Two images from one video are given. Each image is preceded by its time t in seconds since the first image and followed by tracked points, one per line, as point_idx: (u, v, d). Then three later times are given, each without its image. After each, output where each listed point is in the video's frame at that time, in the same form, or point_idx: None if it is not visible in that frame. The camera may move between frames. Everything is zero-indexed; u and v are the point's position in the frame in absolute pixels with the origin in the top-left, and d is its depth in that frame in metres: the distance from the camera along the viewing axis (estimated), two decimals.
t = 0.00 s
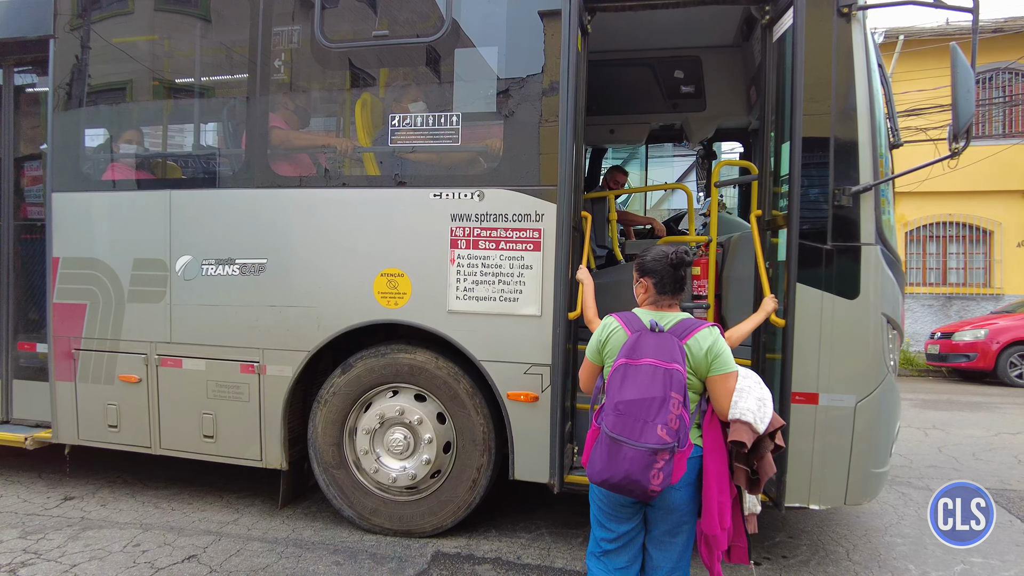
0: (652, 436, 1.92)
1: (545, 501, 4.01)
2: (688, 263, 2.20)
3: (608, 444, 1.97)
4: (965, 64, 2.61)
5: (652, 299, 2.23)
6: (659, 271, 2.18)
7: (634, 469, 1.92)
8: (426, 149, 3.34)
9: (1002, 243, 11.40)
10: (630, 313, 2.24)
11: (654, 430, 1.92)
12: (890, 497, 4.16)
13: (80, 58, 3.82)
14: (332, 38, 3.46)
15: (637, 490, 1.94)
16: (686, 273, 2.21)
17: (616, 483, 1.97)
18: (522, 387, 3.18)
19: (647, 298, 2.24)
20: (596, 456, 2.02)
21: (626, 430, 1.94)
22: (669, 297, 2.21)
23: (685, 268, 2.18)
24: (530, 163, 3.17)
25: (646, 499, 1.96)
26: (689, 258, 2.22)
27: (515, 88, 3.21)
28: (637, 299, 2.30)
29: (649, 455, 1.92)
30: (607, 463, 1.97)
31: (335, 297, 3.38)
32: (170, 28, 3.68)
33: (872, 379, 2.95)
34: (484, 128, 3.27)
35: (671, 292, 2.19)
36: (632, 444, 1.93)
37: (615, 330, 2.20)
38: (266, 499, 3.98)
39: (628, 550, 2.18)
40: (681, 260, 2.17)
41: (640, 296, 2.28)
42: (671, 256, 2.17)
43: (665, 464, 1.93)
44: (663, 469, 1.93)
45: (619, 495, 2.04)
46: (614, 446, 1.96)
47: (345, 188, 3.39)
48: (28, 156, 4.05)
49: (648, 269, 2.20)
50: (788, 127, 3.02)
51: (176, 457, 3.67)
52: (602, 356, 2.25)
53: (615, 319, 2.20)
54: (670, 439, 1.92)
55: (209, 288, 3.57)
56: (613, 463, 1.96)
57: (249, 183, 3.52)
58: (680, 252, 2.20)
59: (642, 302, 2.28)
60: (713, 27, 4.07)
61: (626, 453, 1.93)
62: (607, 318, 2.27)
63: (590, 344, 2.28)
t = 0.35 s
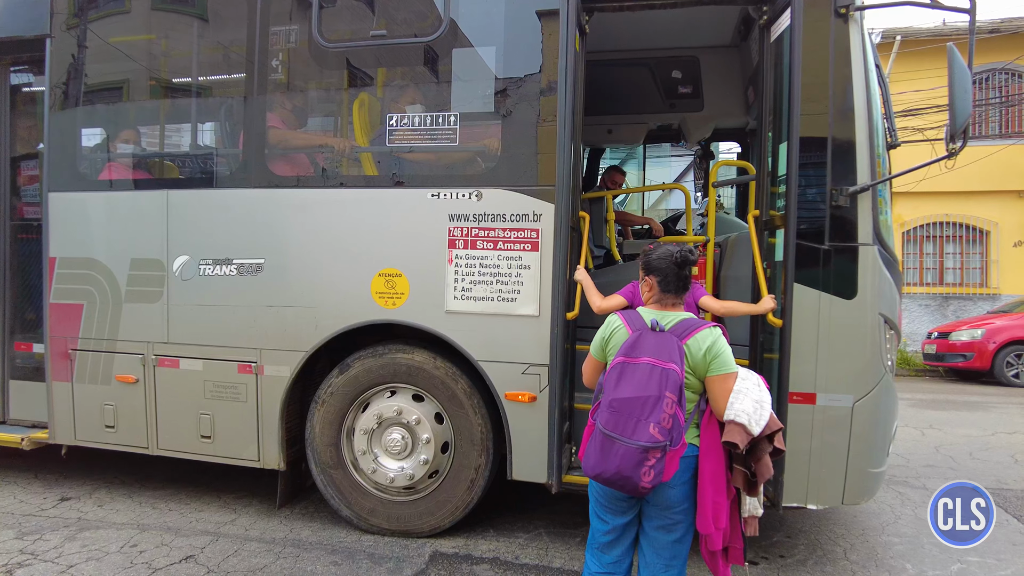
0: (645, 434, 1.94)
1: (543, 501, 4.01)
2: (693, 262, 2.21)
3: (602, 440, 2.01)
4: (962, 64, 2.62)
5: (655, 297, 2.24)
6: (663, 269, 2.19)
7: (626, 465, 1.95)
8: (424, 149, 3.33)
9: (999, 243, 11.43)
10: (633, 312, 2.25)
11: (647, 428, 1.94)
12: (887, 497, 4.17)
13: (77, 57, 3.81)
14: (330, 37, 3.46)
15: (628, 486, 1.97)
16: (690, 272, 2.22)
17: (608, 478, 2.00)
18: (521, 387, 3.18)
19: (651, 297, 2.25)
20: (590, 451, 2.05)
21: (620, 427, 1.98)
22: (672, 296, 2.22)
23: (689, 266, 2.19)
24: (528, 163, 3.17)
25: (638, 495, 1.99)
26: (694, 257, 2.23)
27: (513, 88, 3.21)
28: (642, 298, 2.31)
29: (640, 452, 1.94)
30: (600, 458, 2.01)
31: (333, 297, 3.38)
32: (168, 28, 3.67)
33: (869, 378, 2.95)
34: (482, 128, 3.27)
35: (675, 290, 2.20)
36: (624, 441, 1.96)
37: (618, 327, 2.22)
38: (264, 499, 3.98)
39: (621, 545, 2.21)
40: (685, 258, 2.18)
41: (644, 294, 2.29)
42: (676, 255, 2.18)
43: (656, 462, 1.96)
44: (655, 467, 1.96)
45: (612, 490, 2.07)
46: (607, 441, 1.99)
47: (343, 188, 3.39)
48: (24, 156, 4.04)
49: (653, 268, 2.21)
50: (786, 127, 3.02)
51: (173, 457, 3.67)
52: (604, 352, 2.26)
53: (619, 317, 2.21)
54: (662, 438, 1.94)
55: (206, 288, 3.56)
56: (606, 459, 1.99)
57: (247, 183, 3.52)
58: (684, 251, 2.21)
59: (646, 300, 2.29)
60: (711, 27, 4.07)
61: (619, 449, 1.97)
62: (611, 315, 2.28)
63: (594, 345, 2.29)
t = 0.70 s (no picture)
0: (642, 432, 1.95)
1: (541, 501, 4.01)
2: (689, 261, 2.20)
3: (600, 438, 2.02)
4: (958, 64, 2.62)
5: (653, 297, 2.24)
6: (660, 269, 2.18)
7: (623, 463, 1.96)
8: (422, 149, 3.33)
9: (996, 243, 11.46)
10: (633, 310, 2.25)
11: (644, 427, 1.95)
12: (885, 496, 4.17)
13: (74, 57, 3.81)
14: (327, 37, 3.46)
15: (627, 484, 1.98)
16: (687, 272, 2.21)
17: (606, 476, 2.01)
18: (519, 387, 3.18)
19: (649, 297, 2.25)
20: (589, 449, 2.07)
21: (617, 425, 1.98)
22: (670, 296, 2.22)
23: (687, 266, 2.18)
24: (526, 163, 3.17)
25: (636, 493, 2.00)
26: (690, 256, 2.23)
27: (511, 88, 3.21)
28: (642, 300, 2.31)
29: (637, 451, 1.95)
30: (598, 456, 2.02)
31: (330, 297, 3.38)
32: (165, 27, 3.67)
33: (867, 378, 2.95)
34: (480, 128, 3.27)
35: (672, 290, 2.20)
36: (622, 439, 1.97)
37: (618, 326, 2.22)
38: (262, 499, 3.97)
39: (622, 538, 2.28)
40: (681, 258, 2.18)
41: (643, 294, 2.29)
42: (673, 255, 2.18)
43: (654, 460, 1.96)
44: (652, 465, 1.96)
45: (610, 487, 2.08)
46: (606, 440, 2.00)
47: (341, 187, 3.39)
48: (22, 156, 4.02)
49: (650, 268, 2.21)
50: (784, 128, 3.03)
51: (171, 458, 3.66)
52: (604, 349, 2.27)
53: (618, 317, 2.22)
54: (660, 436, 1.95)
55: (203, 288, 3.56)
56: (604, 457, 2.00)
57: (244, 183, 3.52)
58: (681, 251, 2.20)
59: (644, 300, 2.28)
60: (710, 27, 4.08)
61: (616, 448, 1.98)
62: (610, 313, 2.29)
63: (591, 340, 2.28)
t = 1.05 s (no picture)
0: (642, 427, 1.95)
1: (539, 501, 4.01)
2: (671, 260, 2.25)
3: (600, 433, 2.02)
4: (957, 64, 2.62)
5: (642, 295, 2.27)
6: (643, 266, 2.26)
7: (624, 457, 1.97)
8: (420, 149, 3.33)
9: (993, 243, 11.47)
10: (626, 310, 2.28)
11: (644, 422, 1.96)
12: (882, 496, 4.18)
13: (72, 57, 3.80)
14: (326, 37, 3.45)
15: (627, 478, 1.99)
16: (672, 270, 2.26)
17: (607, 470, 2.02)
18: (517, 387, 3.18)
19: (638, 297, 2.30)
20: (589, 445, 2.07)
21: (617, 421, 1.99)
22: (658, 292, 2.24)
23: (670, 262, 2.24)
24: (524, 163, 3.17)
25: (636, 486, 2.01)
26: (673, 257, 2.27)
27: (509, 88, 3.21)
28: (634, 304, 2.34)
29: (637, 445, 1.96)
30: (598, 451, 2.02)
31: (328, 297, 3.37)
32: (163, 27, 3.66)
33: (866, 379, 2.96)
34: (478, 128, 3.27)
35: (656, 285, 2.23)
36: (622, 434, 1.98)
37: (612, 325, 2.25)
38: (260, 500, 3.97)
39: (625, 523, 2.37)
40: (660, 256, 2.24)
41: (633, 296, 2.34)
42: (654, 253, 2.25)
43: (653, 454, 1.97)
44: (652, 459, 1.97)
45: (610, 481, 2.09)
46: (606, 435, 2.00)
47: (339, 187, 3.38)
48: (19, 155, 4.01)
49: (636, 268, 2.28)
50: (782, 128, 3.03)
51: (169, 458, 3.66)
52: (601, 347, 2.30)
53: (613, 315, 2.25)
54: (659, 430, 1.96)
55: (201, 288, 3.55)
56: (604, 452, 2.00)
57: (243, 183, 3.51)
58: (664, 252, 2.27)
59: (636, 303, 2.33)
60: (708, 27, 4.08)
61: (617, 442, 1.98)
62: (605, 313, 2.32)
63: (587, 320, 2.37)
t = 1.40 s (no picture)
0: (636, 412, 2.04)
1: (537, 501, 4.01)
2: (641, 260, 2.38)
3: (598, 425, 2.10)
4: (954, 65, 2.63)
5: (617, 294, 2.41)
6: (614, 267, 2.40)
7: (624, 443, 2.05)
8: (418, 149, 3.33)
9: (991, 243, 11.50)
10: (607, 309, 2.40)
11: (637, 407, 2.05)
12: (880, 496, 4.18)
13: (69, 56, 3.80)
14: (324, 37, 3.45)
15: (631, 463, 2.06)
16: (646, 270, 2.38)
17: (610, 459, 2.09)
18: (516, 387, 3.18)
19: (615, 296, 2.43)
20: (590, 439, 2.14)
21: (613, 410, 2.07)
22: (631, 290, 2.37)
23: (641, 261, 2.37)
24: (523, 163, 3.17)
25: (640, 469, 2.09)
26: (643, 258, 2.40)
27: (508, 88, 3.21)
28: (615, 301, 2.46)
29: (635, 429, 2.04)
30: (599, 442, 2.10)
31: (327, 297, 3.37)
32: (161, 27, 3.66)
33: (864, 379, 2.96)
34: (477, 128, 3.27)
35: (626, 284, 2.36)
36: (618, 421, 2.06)
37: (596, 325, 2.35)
38: (258, 500, 3.96)
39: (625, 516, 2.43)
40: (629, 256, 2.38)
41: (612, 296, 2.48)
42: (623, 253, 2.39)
43: (651, 435, 2.06)
44: (650, 441, 2.06)
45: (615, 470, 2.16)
46: (604, 426, 2.08)
47: (337, 187, 3.38)
48: (16, 155, 3.99)
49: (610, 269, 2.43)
50: (780, 128, 3.04)
51: (167, 458, 3.65)
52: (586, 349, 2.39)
53: (595, 316, 2.34)
54: (653, 412, 2.05)
55: (200, 288, 3.55)
56: (605, 442, 2.07)
57: (241, 182, 3.51)
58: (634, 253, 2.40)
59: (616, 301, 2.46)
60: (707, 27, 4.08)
61: (616, 430, 2.06)
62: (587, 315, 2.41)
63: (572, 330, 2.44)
